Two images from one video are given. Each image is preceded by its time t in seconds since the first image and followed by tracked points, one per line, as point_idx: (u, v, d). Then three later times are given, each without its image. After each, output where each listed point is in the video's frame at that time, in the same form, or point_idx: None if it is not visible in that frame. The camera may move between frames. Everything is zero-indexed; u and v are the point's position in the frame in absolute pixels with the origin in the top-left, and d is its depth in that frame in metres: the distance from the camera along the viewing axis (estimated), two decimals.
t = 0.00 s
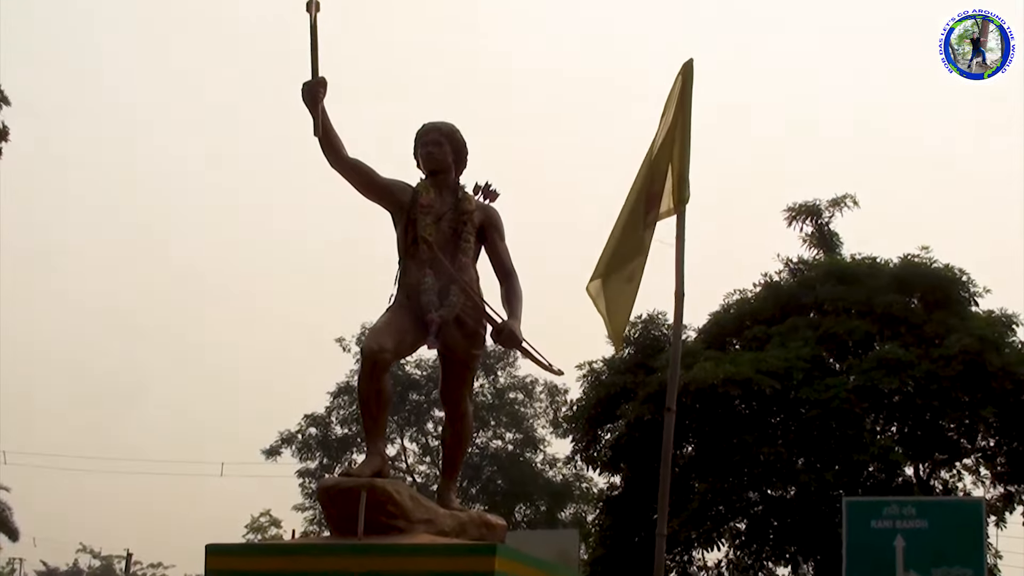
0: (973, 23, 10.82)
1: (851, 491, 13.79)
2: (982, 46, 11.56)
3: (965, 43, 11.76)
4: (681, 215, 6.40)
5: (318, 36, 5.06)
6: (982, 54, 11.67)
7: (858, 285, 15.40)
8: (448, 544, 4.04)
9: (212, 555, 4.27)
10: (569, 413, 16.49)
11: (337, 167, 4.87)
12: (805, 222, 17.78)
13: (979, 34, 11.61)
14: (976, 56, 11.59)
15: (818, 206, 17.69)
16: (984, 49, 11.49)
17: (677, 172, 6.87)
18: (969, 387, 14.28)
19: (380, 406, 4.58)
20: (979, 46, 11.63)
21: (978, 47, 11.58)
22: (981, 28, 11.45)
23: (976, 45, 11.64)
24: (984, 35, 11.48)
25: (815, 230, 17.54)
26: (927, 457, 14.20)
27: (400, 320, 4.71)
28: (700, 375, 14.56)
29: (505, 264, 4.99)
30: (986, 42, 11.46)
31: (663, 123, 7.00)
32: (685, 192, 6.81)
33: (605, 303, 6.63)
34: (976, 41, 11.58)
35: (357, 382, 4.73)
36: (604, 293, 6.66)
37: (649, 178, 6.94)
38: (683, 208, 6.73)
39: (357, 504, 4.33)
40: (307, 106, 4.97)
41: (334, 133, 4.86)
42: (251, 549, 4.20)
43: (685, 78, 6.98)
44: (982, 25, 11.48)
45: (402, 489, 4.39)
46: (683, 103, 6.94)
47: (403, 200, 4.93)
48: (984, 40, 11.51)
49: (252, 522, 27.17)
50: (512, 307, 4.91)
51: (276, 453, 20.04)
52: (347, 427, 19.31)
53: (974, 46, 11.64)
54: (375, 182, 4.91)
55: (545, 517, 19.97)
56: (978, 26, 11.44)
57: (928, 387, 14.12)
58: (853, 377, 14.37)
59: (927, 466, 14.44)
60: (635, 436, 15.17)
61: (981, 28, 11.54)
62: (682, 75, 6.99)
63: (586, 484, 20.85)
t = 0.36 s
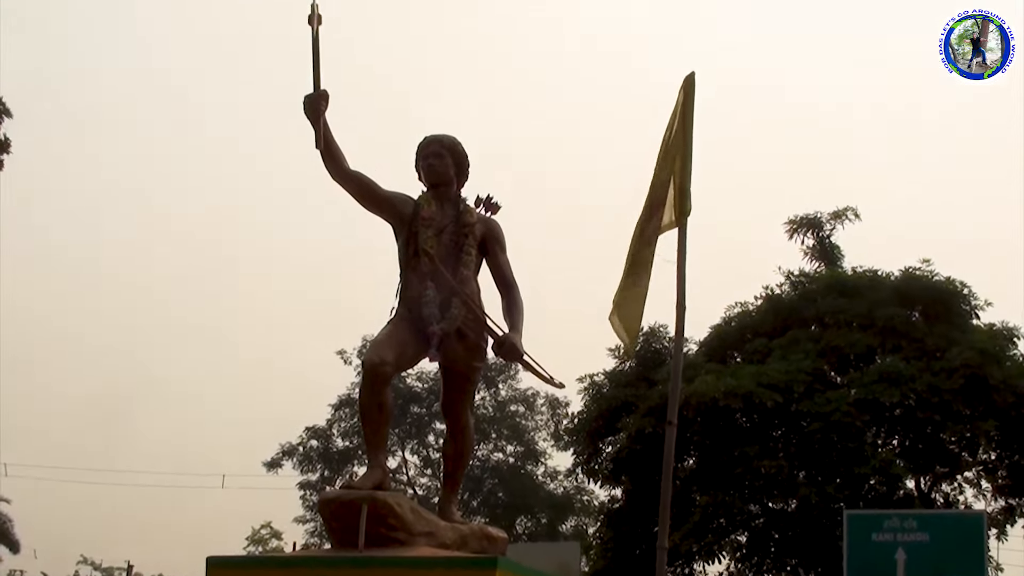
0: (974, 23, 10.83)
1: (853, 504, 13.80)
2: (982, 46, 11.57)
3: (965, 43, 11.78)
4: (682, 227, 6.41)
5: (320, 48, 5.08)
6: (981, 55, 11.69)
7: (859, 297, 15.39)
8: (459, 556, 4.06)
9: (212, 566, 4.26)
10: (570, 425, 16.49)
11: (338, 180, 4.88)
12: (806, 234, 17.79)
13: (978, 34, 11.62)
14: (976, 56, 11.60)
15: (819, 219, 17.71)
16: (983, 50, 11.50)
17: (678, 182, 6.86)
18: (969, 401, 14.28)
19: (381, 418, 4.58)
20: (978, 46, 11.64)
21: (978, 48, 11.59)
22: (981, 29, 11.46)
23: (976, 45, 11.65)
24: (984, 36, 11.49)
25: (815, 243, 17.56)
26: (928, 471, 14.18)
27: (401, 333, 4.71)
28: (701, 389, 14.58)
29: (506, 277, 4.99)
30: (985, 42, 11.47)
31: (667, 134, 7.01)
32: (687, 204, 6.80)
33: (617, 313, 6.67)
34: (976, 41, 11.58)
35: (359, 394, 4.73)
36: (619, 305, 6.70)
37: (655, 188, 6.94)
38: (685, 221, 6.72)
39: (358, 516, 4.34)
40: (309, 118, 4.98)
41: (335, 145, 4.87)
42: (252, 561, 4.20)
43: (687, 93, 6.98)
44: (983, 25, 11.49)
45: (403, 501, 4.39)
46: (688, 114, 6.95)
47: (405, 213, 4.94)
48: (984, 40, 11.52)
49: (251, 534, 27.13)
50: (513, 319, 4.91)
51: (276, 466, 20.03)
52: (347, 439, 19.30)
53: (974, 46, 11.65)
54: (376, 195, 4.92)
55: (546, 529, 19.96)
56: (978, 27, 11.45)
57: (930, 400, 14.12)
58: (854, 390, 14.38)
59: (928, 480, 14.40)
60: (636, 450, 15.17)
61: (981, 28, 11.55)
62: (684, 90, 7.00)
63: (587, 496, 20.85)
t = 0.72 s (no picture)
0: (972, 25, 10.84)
1: (857, 508, 13.80)
2: (982, 47, 11.57)
3: (964, 46, 11.78)
4: (686, 232, 6.41)
5: (323, 52, 5.08)
6: (982, 55, 11.68)
7: (863, 301, 15.37)
8: (473, 560, 4.07)
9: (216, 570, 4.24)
10: (574, 429, 16.48)
11: (341, 184, 4.89)
12: (810, 238, 17.79)
13: (978, 35, 11.60)
14: (976, 56, 11.60)
15: (823, 222, 17.70)
16: (983, 50, 11.50)
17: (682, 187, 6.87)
18: (973, 405, 14.26)
19: (385, 422, 4.58)
20: (978, 45, 11.64)
21: (979, 48, 11.59)
22: (981, 30, 11.47)
23: (977, 44, 11.65)
24: (983, 37, 11.49)
25: (820, 247, 17.55)
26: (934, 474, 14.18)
27: (405, 337, 4.72)
28: (705, 392, 14.61)
29: (510, 280, 4.99)
30: (985, 42, 11.47)
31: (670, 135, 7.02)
32: (692, 209, 6.79)
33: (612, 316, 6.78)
34: (976, 41, 11.59)
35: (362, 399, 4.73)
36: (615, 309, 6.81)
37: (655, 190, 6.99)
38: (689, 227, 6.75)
39: (362, 519, 4.34)
40: (312, 122, 4.99)
41: (339, 149, 4.87)
42: (256, 565, 4.19)
43: (691, 97, 6.98)
44: (980, 28, 11.47)
45: (407, 505, 4.40)
46: (690, 115, 6.93)
47: (409, 217, 4.95)
48: (984, 40, 11.52)
49: (255, 538, 27.10)
50: (517, 322, 4.92)
51: (281, 469, 20.03)
52: (352, 443, 19.31)
53: (975, 46, 11.65)
54: (380, 200, 4.93)
55: (550, 533, 19.97)
56: (978, 28, 11.45)
57: (935, 403, 14.12)
58: (858, 393, 14.41)
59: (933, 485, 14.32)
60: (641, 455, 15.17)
61: (979, 31, 11.53)
62: (688, 94, 6.99)
63: (591, 499, 20.84)
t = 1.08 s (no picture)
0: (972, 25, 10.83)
1: (863, 506, 13.80)
2: (982, 46, 11.56)
3: (965, 46, 11.77)
4: (689, 231, 6.43)
5: (326, 53, 5.08)
6: (982, 55, 11.69)
7: (867, 299, 15.37)
8: (480, 561, 4.07)
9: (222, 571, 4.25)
10: (579, 428, 16.48)
11: (345, 185, 4.89)
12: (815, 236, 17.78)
13: (977, 35, 11.59)
14: (977, 56, 11.59)
15: (828, 221, 17.70)
16: (984, 50, 11.51)
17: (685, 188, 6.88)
18: (978, 403, 14.22)
19: (391, 422, 4.58)
20: (978, 45, 11.64)
21: (979, 48, 11.59)
22: (981, 30, 11.47)
23: (976, 44, 11.64)
24: (983, 37, 11.48)
25: (824, 245, 17.55)
26: (938, 472, 14.16)
27: (410, 337, 4.71)
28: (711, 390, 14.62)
29: (514, 280, 4.99)
30: (985, 42, 11.47)
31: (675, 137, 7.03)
32: (694, 207, 6.80)
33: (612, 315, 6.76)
34: (976, 41, 11.58)
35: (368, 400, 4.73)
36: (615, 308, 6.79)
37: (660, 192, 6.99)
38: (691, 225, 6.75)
39: (368, 520, 4.34)
40: (316, 123, 4.99)
41: (342, 150, 4.87)
42: (261, 566, 4.20)
43: (694, 96, 6.98)
44: (979, 30, 11.46)
45: (413, 505, 4.40)
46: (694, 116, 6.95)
47: (413, 218, 4.95)
48: (984, 40, 11.52)
49: (261, 539, 27.10)
50: (522, 322, 4.91)
51: (286, 470, 20.04)
52: (357, 444, 19.31)
53: (975, 46, 11.64)
54: (383, 200, 4.93)
55: (556, 533, 19.98)
56: (978, 28, 11.45)
57: (940, 401, 14.12)
58: (864, 391, 14.43)
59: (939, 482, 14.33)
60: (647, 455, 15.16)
61: (978, 32, 11.52)
62: (690, 93, 7.00)
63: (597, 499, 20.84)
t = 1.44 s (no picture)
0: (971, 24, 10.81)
1: (869, 496, 13.79)
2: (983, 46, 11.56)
3: (965, 44, 11.76)
4: (696, 221, 6.42)
5: (332, 43, 5.08)
6: (981, 54, 11.69)
7: (873, 290, 15.37)
8: (487, 551, 4.07)
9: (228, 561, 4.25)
10: (585, 418, 16.49)
11: (351, 174, 4.89)
12: (821, 227, 17.77)
13: (977, 35, 11.58)
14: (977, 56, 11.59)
15: (834, 211, 17.69)
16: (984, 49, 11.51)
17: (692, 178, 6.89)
18: (984, 395, 14.21)
19: (397, 412, 4.59)
20: (979, 45, 11.62)
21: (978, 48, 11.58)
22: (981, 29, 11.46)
23: (977, 44, 11.63)
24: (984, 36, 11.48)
25: (831, 235, 17.54)
26: (944, 462, 14.02)
27: (416, 327, 4.72)
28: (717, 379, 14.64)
29: (520, 270, 5.00)
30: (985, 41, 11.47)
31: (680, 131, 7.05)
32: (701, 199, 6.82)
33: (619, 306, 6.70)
34: (976, 41, 11.58)
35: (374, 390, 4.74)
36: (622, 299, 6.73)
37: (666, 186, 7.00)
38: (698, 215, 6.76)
39: (374, 509, 4.35)
40: (322, 113, 4.99)
41: (348, 140, 4.87)
42: (267, 556, 4.20)
43: (700, 86, 6.99)
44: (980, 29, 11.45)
45: (419, 495, 4.41)
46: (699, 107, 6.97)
47: (419, 208, 4.95)
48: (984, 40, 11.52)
49: (268, 528, 27.16)
50: (528, 312, 4.92)
51: (292, 460, 20.07)
52: (363, 434, 19.34)
53: (975, 45, 11.63)
54: (390, 190, 4.93)
55: (562, 523, 20.00)
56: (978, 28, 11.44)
57: (946, 392, 14.13)
58: (870, 381, 14.47)
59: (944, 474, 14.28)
60: (653, 447, 15.24)
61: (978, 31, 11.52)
62: (697, 84, 7.00)
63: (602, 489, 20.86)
